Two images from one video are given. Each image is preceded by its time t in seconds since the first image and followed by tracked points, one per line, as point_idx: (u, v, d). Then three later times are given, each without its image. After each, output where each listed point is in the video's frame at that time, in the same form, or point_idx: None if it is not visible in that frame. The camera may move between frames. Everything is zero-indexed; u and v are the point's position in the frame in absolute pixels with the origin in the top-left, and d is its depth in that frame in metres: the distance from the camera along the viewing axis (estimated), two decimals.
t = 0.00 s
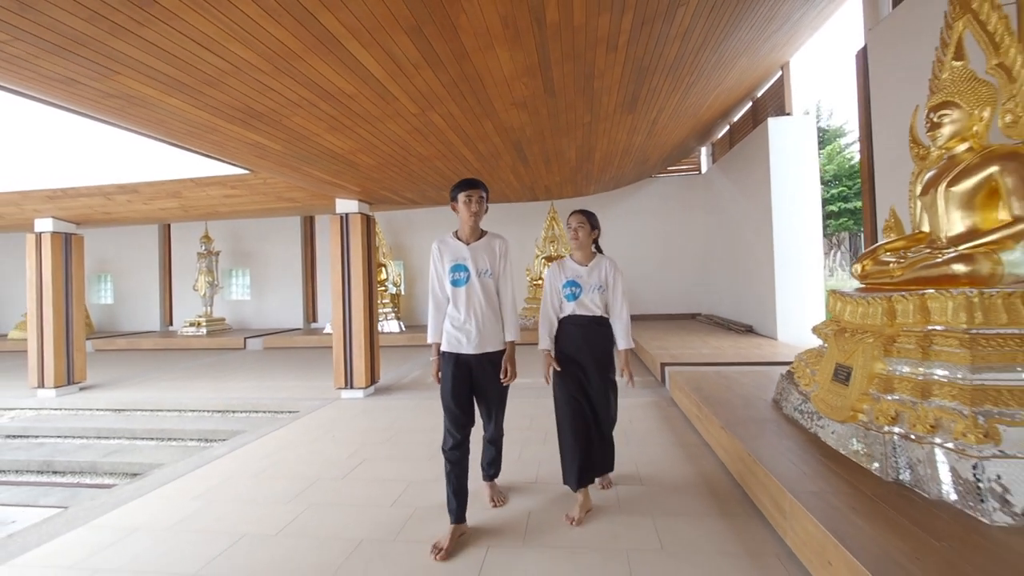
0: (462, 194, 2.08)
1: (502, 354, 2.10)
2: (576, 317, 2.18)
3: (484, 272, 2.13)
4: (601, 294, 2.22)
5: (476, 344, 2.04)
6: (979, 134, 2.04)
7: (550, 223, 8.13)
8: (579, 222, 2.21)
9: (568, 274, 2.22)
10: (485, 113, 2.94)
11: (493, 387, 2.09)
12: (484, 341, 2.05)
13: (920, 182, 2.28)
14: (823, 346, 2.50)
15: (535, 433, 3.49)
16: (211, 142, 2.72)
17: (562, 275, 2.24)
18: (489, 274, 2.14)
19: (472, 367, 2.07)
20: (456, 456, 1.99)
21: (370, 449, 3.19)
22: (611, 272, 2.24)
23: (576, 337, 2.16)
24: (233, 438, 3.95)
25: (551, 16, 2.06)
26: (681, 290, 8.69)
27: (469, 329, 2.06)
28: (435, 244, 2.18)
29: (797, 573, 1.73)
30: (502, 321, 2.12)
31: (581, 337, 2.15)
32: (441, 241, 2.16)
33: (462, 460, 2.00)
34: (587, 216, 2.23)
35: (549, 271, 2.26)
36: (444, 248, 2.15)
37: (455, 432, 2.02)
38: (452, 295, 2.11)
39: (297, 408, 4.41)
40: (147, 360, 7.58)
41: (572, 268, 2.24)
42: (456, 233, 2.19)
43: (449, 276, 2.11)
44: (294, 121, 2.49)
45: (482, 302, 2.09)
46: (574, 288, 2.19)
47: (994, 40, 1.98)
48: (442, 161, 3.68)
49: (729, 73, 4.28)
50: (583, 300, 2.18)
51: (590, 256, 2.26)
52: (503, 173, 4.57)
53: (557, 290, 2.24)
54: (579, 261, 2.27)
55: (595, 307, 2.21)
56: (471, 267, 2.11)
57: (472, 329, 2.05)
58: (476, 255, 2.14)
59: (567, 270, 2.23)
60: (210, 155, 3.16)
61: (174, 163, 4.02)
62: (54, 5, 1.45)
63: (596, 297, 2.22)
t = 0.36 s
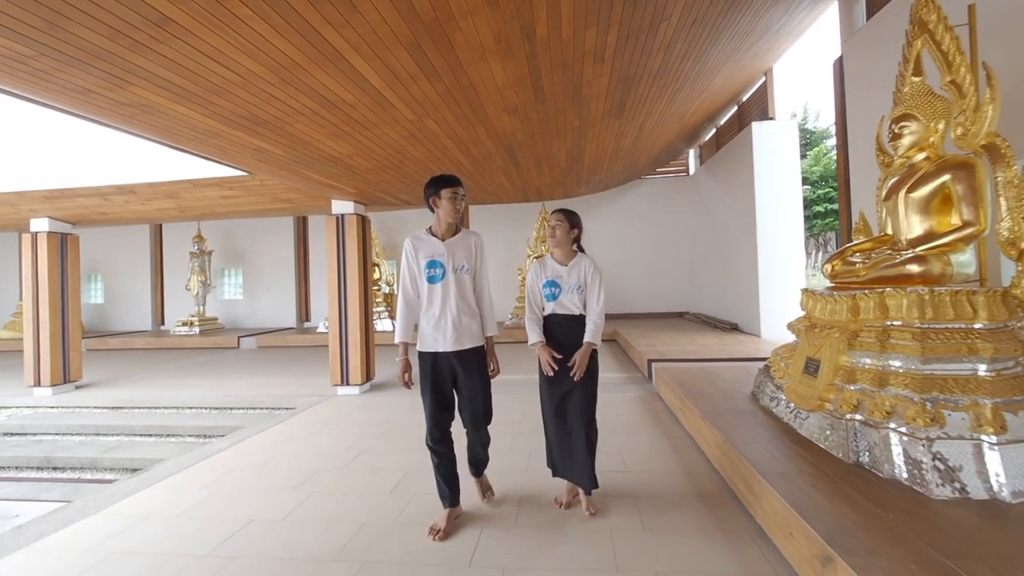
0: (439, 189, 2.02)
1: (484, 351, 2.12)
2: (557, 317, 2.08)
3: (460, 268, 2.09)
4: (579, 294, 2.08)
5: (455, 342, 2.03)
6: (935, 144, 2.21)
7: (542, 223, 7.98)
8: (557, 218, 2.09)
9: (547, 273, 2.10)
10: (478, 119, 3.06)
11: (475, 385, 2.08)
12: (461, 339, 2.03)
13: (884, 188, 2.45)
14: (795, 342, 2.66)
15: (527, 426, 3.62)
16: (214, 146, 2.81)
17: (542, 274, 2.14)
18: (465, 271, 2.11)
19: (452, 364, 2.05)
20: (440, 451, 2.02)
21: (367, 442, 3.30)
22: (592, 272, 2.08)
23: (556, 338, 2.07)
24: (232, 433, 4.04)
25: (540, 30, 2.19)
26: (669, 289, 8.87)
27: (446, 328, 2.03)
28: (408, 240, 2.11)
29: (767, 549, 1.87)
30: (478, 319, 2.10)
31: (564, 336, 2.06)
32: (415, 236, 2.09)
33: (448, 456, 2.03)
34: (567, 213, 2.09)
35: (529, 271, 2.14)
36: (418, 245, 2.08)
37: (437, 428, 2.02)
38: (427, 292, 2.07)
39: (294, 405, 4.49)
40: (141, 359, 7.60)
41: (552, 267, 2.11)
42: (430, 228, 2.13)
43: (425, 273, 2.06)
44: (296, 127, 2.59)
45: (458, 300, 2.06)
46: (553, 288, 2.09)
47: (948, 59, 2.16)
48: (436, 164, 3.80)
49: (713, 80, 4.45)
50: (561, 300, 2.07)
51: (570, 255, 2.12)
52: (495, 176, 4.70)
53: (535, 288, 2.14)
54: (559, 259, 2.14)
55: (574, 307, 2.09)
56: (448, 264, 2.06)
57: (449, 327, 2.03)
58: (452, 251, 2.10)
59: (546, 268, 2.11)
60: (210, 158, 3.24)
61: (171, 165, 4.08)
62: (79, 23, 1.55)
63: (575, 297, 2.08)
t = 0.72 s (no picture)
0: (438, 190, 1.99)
1: (483, 348, 2.06)
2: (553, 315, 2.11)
3: (458, 268, 2.06)
4: (575, 294, 2.12)
5: (453, 339, 1.98)
6: (907, 152, 2.38)
7: (541, 224, 8.15)
8: (557, 219, 2.11)
9: (545, 273, 2.16)
10: (481, 127, 3.22)
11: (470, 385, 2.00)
12: (459, 337, 1.99)
13: (863, 192, 2.60)
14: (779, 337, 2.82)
15: (527, 420, 3.76)
16: (230, 152, 2.96)
17: (541, 274, 2.19)
18: (463, 270, 2.08)
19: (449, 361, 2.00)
20: (449, 441, 2.11)
21: (374, 434, 3.45)
22: (589, 272, 2.11)
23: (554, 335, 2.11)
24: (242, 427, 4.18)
25: (540, 46, 2.35)
26: (666, 289, 9.04)
27: (443, 325, 1.99)
28: (405, 238, 2.07)
29: (749, 525, 2.03)
30: (476, 317, 2.06)
31: (556, 332, 2.10)
32: (413, 235, 2.05)
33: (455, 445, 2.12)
34: (564, 214, 2.13)
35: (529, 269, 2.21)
36: (416, 244, 2.05)
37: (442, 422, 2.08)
38: (425, 290, 2.03)
39: (302, 400, 4.65)
40: (147, 358, 7.75)
41: (551, 267, 2.17)
42: (427, 228, 2.10)
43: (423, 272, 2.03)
44: (310, 134, 2.75)
45: (456, 299, 2.02)
46: (549, 288, 2.14)
47: (918, 75, 2.34)
48: (440, 168, 3.96)
49: (706, 87, 4.61)
50: (556, 300, 2.12)
51: (568, 256, 2.15)
52: (496, 179, 4.87)
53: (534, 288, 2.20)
54: (558, 260, 2.17)
55: (569, 308, 2.13)
56: (445, 263, 2.03)
57: (447, 325, 1.98)
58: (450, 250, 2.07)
59: (545, 267, 2.17)
60: (225, 162, 3.39)
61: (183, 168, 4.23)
62: (122, 45, 1.72)
63: (570, 297, 2.13)
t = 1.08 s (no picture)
0: (447, 189, 2.03)
1: (485, 349, 2.07)
2: (556, 313, 2.19)
3: (464, 268, 2.08)
4: (581, 290, 2.17)
5: (454, 340, 2.00)
6: (890, 158, 2.51)
7: (541, 224, 8.29)
8: (565, 218, 2.19)
9: (552, 269, 2.22)
10: (485, 132, 3.36)
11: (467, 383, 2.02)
12: (461, 336, 2.01)
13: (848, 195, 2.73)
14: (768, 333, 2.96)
15: (528, 414, 3.90)
16: (244, 156, 3.08)
17: (547, 269, 2.26)
18: (468, 271, 2.09)
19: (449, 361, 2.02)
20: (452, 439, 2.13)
21: (381, 428, 3.58)
22: (595, 270, 2.17)
23: (560, 332, 2.19)
24: (252, 422, 4.32)
25: (542, 58, 2.48)
26: (664, 288, 9.18)
27: (444, 323, 2.02)
28: (415, 237, 2.12)
29: (738, 509, 2.16)
30: (479, 317, 2.07)
31: (561, 331, 2.18)
32: (422, 234, 2.09)
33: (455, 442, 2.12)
34: (574, 212, 2.20)
35: (537, 264, 2.27)
36: (424, 243, 2.09)
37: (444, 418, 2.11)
38: (430, 289, 2.06)
39: (309, 396, 4.78)
40: (154, 356, 7.88)
41: (558, 263, 2.23)
42: (436, 228, 2.14)
43: (428, 271, 2.06)
44: (322, 140, 2.88)
45: (460, 298, 2.04)
46: (555, 284, 2.21)
47: (899, 85, 2.48)
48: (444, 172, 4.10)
49: (702, 92, 4.75)
50: (562, 297, 2.19)
51: (575, 252, 2.21)
52: (498, 181, 5.01)
53: (540, 283, 2.26)
54: (565, 256, 2.23)
55: (574, 304, 2.19)
56: (451, 263, 2.05)
57: (449, 324, 2.01)
58: (456, 250, 2.09)
59: (552, 263, 2.23)
60: (238, 165, 3.52)
61: (193, 170, 4.36)
62: (154, 60, 1.85)
63: (576, 294, 2.20)
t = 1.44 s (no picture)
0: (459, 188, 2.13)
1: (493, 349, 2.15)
2: (565, 313, 2.23)
3: (476, 267, 2.19)
4: (588, 290, 2.23)
5: (463, 338, 2.12)
6: (875, 165, 2.64)
7: (542, 224, 8.42)
8: (572, 219, 2.25)
9: (560, 269, 2.26)
10: (489, 138, 3.49)
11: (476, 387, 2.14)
12: (471, 335, 2.12)
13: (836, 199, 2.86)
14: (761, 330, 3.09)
15: (531, 410, 4.03)
16: (259, 161, 3.21)
17: (554, 270, 2.28)
18: (479, 270, 2.19)
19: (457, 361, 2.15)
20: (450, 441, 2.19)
21: (389, 422, 3.72)
22: (602, 270, 2.24)
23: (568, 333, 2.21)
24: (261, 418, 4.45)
25: (545, 69, 2.62)
26: (662, 287, 9.33)
27: (456, 323, 2.13)
28: (429, 237, 2.24)
29: (731, 496, 2.30)
30: (489, 317, 2.18)
31: (570, 330, 2.21)
32: (436, 233, 2.21)
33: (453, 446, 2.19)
34: (579, 214, 2.26)
35: (542, 265, 2.30)
36: (437, 242, 2.20)
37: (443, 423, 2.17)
38: (442, 288, 2.17)
39: (316, 393, 4.91)
40: (160, 354, 8.01)
41: (564, 264, 2.28)
42: (450, 227, 2.25)
43: (440, 271, 2.17)
44: (334, 146, 3.01)
45: (471, 297, 2.15)
46: (564, 284, 2.24)
47: (885, 96, 2.61)
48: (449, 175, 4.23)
49: (700, 97, 4.89)
50: (571, 296, 2.23)
51: (582, 253, 2.28)
52: (500, 184, 5.14)
53: (546, 284, 2.28)
54: (572, 257, 2.30)
55: (582, 305, 2.24)
56: (462, 263, 2.16)
57: (460, 324, 2.13)
58: (468, 250, 2.19)
59: (559, 264, 2.27)
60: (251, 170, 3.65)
61: (205, 173, 4.48)
62: (185, 75, 1.98)
63: (584, 295, 2.25)
